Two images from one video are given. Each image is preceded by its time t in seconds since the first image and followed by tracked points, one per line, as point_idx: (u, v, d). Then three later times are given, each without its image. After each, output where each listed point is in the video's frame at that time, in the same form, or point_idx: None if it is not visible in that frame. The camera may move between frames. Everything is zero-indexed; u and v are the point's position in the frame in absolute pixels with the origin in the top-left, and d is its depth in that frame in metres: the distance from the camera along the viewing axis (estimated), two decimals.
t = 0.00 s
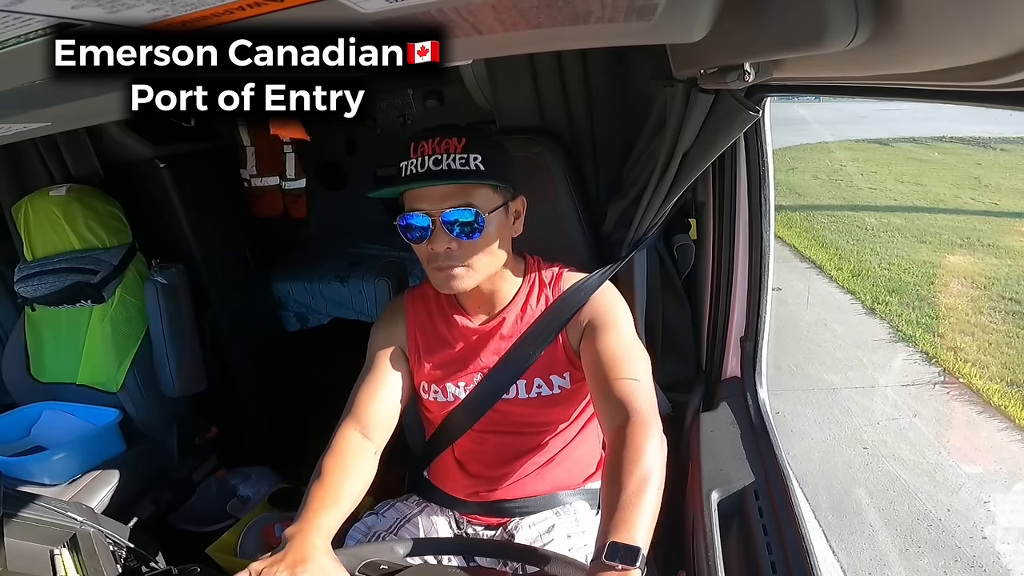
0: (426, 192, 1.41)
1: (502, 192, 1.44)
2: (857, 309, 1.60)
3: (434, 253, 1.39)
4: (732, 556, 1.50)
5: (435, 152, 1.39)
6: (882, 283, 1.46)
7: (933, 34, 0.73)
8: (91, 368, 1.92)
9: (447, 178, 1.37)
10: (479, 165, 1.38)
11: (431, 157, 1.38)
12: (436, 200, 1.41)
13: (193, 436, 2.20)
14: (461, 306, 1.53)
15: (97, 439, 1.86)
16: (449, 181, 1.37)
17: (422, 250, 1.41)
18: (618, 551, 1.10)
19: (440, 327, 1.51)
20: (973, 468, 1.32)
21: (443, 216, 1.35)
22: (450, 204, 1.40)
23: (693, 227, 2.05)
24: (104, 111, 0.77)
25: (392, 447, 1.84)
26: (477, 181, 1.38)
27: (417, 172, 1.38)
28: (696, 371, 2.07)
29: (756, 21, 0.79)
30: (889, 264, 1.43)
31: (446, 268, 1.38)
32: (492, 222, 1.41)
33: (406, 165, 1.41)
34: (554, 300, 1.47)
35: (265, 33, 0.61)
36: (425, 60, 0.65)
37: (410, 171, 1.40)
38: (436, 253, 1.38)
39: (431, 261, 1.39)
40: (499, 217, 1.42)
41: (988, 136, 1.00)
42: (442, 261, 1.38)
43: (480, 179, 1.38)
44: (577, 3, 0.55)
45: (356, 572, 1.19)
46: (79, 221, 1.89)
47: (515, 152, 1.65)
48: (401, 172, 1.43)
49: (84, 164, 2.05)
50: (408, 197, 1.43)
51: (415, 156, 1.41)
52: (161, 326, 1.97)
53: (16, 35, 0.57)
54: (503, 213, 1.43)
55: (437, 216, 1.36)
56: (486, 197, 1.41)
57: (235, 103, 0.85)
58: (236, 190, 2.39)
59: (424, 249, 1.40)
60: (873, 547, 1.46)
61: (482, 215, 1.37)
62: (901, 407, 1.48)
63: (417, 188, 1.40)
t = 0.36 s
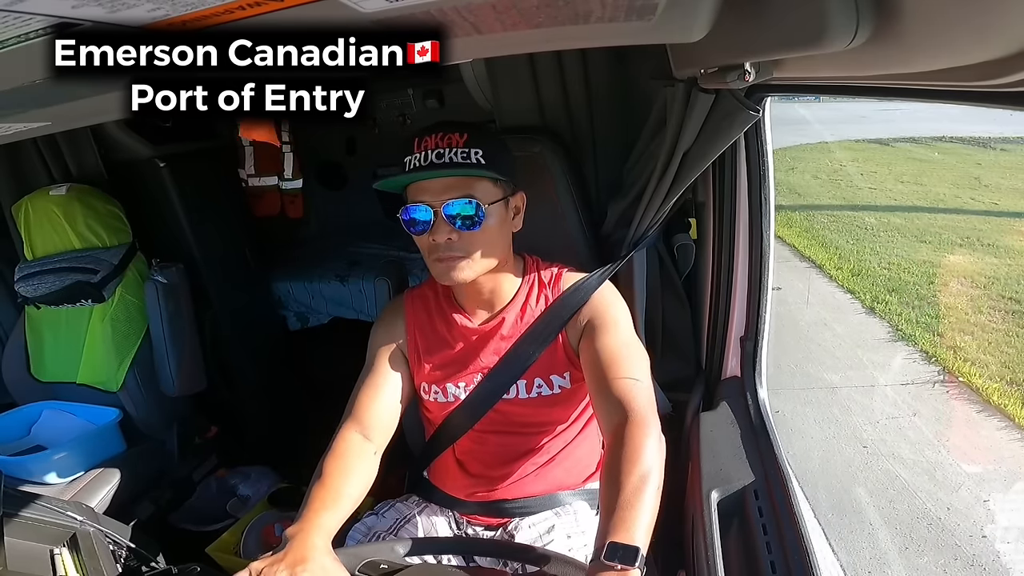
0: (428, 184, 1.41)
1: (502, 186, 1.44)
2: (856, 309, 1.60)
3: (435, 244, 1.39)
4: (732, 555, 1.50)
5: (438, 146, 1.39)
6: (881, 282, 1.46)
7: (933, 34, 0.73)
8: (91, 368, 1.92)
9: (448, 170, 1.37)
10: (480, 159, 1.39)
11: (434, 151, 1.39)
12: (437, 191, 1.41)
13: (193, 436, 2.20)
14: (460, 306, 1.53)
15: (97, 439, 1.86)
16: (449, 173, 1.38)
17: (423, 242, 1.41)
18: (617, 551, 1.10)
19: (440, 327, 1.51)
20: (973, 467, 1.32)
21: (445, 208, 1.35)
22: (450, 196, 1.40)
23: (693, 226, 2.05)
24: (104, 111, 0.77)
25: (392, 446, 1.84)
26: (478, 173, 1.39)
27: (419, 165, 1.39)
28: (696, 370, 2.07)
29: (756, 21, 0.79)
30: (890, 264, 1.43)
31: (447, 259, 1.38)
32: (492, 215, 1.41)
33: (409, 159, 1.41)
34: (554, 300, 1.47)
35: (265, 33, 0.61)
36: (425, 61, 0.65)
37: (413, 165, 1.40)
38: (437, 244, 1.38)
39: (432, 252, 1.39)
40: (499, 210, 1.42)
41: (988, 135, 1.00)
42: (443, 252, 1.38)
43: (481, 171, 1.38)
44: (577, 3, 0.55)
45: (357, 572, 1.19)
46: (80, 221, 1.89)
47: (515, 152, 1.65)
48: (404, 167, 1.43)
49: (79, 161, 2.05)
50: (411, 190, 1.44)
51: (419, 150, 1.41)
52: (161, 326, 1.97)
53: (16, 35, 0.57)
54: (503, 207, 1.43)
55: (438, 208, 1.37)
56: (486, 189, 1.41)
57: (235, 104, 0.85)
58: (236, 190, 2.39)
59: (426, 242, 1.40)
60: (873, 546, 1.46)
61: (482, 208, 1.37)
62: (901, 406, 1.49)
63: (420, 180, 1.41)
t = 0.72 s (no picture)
0: (431, 183, 1.41)
1: (505, 185, 1.44)
2: (856, 309, 1.61)
3: (438, 244, 1.39)
4: (732, 556, 1.50)
5: (441, 146, 1.40)
6: (882, 282, 1.46)
7: (933, 34, 0.73)
8: (91, 368, 1.92)
9: (452, 170, 1.37)
10: (484, 159, 1.39)
11: (438, 150, 1.39)
12: (440, 191, 1.41)
13: (193, 436, 2.20)
14: (461, 305, 1.53)
15: (97, 439, 1.86)
16: (452, 172, 1.38)
17: (426, 242, 1.41)
18: (617, 552, 1.10)
19: (440, 327, 1.51)
20: (973, 467, 1.32)
21: (449, 208, 1.35)
22: (454, 195, 1.40)
23: (693, 226, 2.04)
24: (103, 111, 0.77)
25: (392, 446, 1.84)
26: (481, 173, 1.39)
27: (422, 165, 1.39)
28: (696, 370, 2.07)
29: (756, 21, 0.79)
30: (890, 264, 1.43)
31: (450, 259, 1.38)
32: (495, 215, 1.41)
33: (413, 158, 1.41)
34: (555, 300, 1.47)
35: (264, 33, 0.61)
36: (424, 60, 0.65)
37: (415, 164, 1.40)
38: (440, 244, 1.38)
39: (435, 252, 1.39)
40: (501, 210, 1.42)
41: (989, 135, 1.00)
42: (445, 251, 1.38)
43: (484, 171, 1.38)
44: (577, 3, 0.55)
45: (357, 572, 1.19)
46: (80, 221, 1.89)
47: (516, 152, 1.65)
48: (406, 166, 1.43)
49: (80, 163, 2.04)
50: (414, 189, 1.44)
51: (422, 150, 1.41)
52: (162, 326, 1.97)
53: (16, 35, 0.57)
54: (506, 206, 1.44)
55: (442, 208, 1.37)
56: (489, 189, 1.41)
57: (235, 104, 0.85)
58: (236, 190, 2.40)
59: (428, 241, 1.40)
60: (873, 546, 1.46)
61: (485, 207, 1.37)
62: (901, 406, 1.49)
63: (423, 179, 1.41)
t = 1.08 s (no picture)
0: (426, 187, 1.41)
1: (501, 189, 1.44)
2: (856, 308, 1.61)
3: (432, 249, 1.39)
4: (732, 555, 1.50)
5: (436, 147, 1.40)
6: (882, 282, 1.46)
7: (933, 34, 0.73)
8: (91, 368, 1.92)
9: (446, 173, 1.37)
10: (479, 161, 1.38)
11: (432, 152, 1.39)
12: (435, 194, 1.41)
13: (193, 436, 2.20)
14: (457, 307, 1.53)
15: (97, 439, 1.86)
16: (447, 175, 1.37)
17: (420, 246, 1.41)
18: (617, 552, 1.10)
19: (437, 329, 1.51)
20: (972, 467, 1.32)
21: (442, 211, 1.35)
22: (449, 199, 1.40)
23: (693, 226, 2.03)
24: (103, 111, 0.77)
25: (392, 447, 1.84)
26: (477, 176, 1.38)
27: (415, 167, 1.39)
28: (696, 370, 2.06)
29: (756, 21, 0.79)
30: (890, 263, 1.43)
31: (445, 264, 1.38)
32: (491, 218, 1.41)
33: (406, 160, 1.41)
34: (552, 300, 1.47)
35: (265, 33, 0.61)
36: (424, 61, 0.65)
37: (409, 166, 1.40)
38: (434, 248, 1.38)
39: (428, 256, 1.39)
40: (498, 213, 1.42)
41: (989, 135, 1.00)
42: (440, 256, 1.38)
43: (480, 173, 1.38)
44: (577, 3, 0.55)
45: (358, 572, 1.19)
46: (80, 221, 1.89)
47: (516, 152, 1.65)
48: (401, 167, 1.43)
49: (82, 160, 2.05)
50: (407, 192, 1.44)
51: (416, 151, 1.41)
52: (161, 326, 1.98)
53: (16, 35, 0.57)
54: (502, 210, 1.43)
55: (435, 211, 1.37)
56: (486, 192, 1.41)
57: (235, 104, 0.85)
58: (236, 190, 2.40)
59: (422, 245, 1.40)
60: (873, 546, 1.46)
61: (480, 211, 1.37)
62: (901, 406, 1.49)
63: (417, 182, 1.41)
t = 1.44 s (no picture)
0: (434, 189, 1.40)
1: (508, 190, 1.44)
2: (857, 309, 1.62)
3: (440, 250, 1.39)
4: (732, 556, 1.50)
5: (445, 149, 1.39)
6: (883, 283, 1.47)
7: (932, 34, 0.73)
8: (91, 368, 1.92)
9: (455, 175, 1.37)
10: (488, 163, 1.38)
11: (441, 154, 1.38)
12: (443, 196, 1.41)
13: (193, 436, 2.20)
14: (461, 309, 1.53)
15: (97, 439, 1.85)
16: (456, 177, 1.37)
17: (427, 247, 1.41)
18: (618, 552, 1.10)
19: (441, 330, 1.51)
20: (972, 467, 1.32)
21: (451, 213, 1.35)
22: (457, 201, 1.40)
23: (693, 226, 2.03)
24: (103, 111, 0.77)
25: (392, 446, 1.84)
26: (485, 178, 1.38)
27: (424, 168, 1.38)
28: (696, 370, 2.06)
29: (756, 21, 0.78)
30: (890, 264, 1.43)
31: (452, 265, 1.38)
32: (498, 220, 1.42)
33: (415, 161, 1.41)
34: (556, 302, 1.47)
35: (264, 33, 0.61)
36: (425, 61, 0.65)
37: (417, 167, 1.40)
38: (442, 250, 1.38)
39: (436, 257, 1.40)
40: (505, 215, 1.43)
41: (990, 135, 1.00)
42: (447, 257, 1.38)
43: (489, 175, 1.38)
44: (577, 3, 0.55)
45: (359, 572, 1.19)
46: (80, 221, 1.89)
47: (516, 152, 1.65)
48: (408, 168, 1.43)
49: (78, 164, 2.04)
50: (415, 194, 1.43)
51: (424, 153, 1.40)
52: (161, 326, 1.98)
53: (16, 35, 0.57)
54: (509, 212, 1.44)
55: (444, 213, 1.37)
56: (493, 194, 1.41)
57: (235, 104, 0.85)
58: (236, 190, 2.40)
59: (429, 247, 1.40)
60: (874, 547, 1.46)
61: (487, 213, 1.37)
62: (901, 407, 1.50)
63: (425, 184, 1.40)
